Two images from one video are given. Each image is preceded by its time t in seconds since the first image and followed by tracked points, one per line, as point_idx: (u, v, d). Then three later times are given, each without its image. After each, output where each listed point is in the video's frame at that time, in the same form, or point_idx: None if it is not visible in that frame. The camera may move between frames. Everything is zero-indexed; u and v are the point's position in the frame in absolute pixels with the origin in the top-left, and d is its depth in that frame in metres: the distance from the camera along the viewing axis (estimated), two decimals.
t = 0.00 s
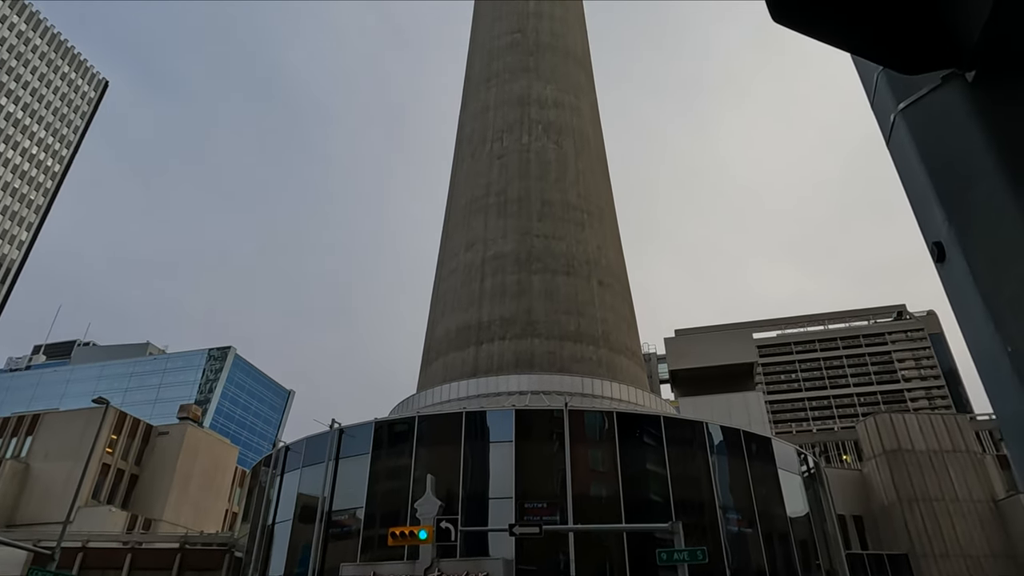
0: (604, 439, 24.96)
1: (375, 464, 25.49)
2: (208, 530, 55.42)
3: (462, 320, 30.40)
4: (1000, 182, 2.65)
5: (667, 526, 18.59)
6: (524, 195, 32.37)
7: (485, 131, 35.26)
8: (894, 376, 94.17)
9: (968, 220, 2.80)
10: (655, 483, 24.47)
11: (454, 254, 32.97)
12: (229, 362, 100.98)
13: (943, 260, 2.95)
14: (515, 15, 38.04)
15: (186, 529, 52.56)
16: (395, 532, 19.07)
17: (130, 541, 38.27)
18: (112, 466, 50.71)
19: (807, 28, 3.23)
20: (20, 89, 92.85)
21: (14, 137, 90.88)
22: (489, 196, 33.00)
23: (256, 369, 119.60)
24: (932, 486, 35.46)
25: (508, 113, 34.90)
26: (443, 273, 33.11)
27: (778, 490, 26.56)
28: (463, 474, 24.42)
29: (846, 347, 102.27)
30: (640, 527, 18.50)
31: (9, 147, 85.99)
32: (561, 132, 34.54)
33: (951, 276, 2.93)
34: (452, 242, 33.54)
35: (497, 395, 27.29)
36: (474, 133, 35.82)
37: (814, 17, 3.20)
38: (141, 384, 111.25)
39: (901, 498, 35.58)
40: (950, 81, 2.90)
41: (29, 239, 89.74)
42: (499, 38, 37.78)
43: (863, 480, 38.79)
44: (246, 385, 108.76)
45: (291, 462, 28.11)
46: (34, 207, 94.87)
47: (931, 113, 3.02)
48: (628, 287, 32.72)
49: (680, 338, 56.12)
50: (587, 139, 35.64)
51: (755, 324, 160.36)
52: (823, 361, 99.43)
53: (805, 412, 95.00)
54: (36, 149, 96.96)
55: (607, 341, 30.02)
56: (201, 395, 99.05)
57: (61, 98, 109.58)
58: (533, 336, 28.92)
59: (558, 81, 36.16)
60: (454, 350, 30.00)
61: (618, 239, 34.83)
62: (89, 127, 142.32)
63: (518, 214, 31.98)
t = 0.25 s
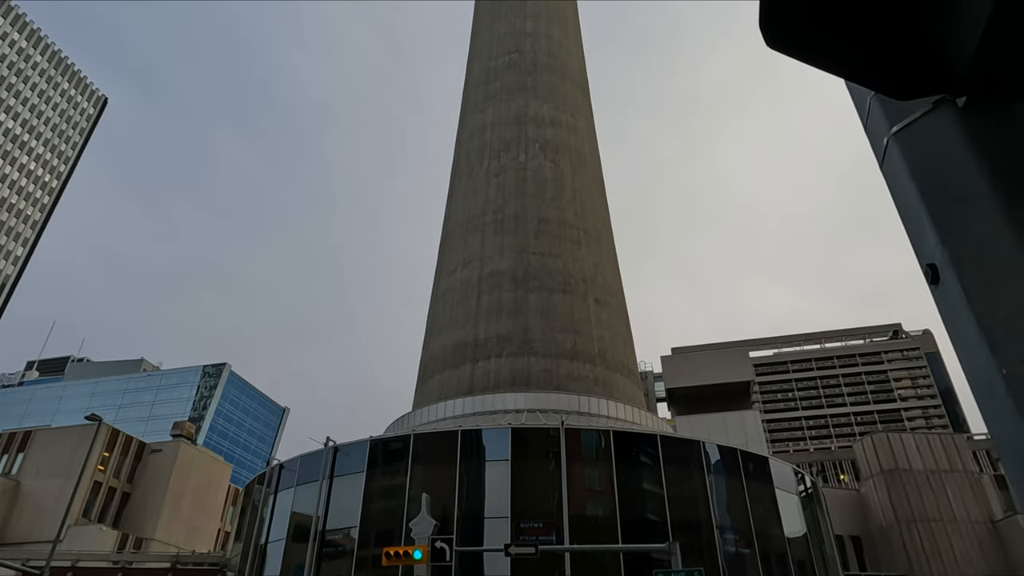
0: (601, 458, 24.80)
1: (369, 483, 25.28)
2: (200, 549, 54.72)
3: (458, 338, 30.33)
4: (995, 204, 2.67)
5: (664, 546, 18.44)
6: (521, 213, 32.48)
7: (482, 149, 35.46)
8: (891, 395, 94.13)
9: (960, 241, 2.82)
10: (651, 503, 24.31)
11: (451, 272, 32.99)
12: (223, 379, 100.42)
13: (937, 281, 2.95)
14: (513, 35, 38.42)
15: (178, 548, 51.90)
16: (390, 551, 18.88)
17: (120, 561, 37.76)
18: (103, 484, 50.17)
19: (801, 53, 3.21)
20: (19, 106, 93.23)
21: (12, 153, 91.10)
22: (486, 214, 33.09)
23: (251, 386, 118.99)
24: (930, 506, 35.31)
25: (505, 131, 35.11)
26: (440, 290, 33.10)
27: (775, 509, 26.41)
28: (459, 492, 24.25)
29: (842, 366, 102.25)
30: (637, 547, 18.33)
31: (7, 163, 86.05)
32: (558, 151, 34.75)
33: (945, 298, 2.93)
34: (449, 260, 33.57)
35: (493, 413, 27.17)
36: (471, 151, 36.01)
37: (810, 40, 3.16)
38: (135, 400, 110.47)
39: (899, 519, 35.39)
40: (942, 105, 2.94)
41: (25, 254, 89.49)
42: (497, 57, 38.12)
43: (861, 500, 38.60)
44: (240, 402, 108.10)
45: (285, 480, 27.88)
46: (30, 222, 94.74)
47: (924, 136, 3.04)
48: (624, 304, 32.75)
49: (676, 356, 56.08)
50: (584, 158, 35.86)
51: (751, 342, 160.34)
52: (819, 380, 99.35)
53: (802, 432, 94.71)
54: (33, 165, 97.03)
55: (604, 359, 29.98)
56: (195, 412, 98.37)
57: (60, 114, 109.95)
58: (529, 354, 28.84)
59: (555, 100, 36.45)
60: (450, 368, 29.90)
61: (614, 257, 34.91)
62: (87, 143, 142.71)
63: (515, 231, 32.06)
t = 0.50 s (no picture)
0: (598, 477, 24.62)
1: (364, 502, 25.06)
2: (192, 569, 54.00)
3: (455, 355, 30.24)
4: (989, 226, 2.69)
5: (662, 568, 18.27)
6: (518, 231, 32.55)
7: (480, 168, 35.62)
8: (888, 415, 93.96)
9: (956, 263, 2.84)
10: (649, 523, 24.11)
11: (447, 289, 32.98)
12: (218, 396, 99.83)
13: (933, 303, 2.95)
14: (511, 55, 38.77)
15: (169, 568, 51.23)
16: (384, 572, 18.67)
17: None
18: (95, 502, 49.63)
19: (797, 75, 3.26)
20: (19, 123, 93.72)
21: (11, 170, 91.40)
22: (484, 231, 33.16)
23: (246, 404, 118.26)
24: (929, 527, 35.09)
25: (503, 150, 35.31)
26: (437, 308, 33.05)
27: (774, 530, 26.21)
28: (454, 512, 24.04)
29: (839, 385, 102.10)
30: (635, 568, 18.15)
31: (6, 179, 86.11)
32: (555, 169, 34.93)
33: (942, 319, 2.93)
34: (446, 277, 33.59)
35: (489, 432, 27.01)
36: (469, 170, 36.18)
37: (804, 63, 3.22)
38: (129, 417, 109.64)
39: (898, 539, 35.12)
40: (934, 129, 2.98)
41: (21, 270, 89.22)
42: (495, 77, 38.44)
43: (859, 520, 38.35)
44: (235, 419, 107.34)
45: (279, 499, 27.63)
46: (27, 238, 94.63)
47: (917, 159, 3.07)
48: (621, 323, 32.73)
49: (673, 375, 55.99)
50: (581, 177, 36.05)
51: (748, 361, 160.08)
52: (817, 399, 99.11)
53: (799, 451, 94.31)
54: (31, 181, 97.10)
55: (601, 378, 29.89)
56: (189, 429, 97.64)
57: (60, 131, 110.46)
58: (526, 372, 28.74)
59: (553, 119, 36.72)
60: (447, 386, 29.78)
61: (611, 275, 34.94)
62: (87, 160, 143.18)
63: (512, 249, 32.12)
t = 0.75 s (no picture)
0: (595, 496, 24.43)
1: (359, 521, 24.82)
2: None
3: (452, 373, 30.14)
4: (980, 252, 2.74)
5: None
6: (515, 249, 32.61)
7: (478, 186, 35.76)
8: (886, 434, 93.69)
9: (947, 288, 2.86)
10: (647, 543, 23.89)
11: (445, 307, 32.94)
12: (213, 414, 99.13)
13: (926, 329, 2.98)
14: (510, 75, 39.07)
15: None
16: None
17: None
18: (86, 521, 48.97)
19: (792, 105, 3.30)
20: (19, 140, 94.14)
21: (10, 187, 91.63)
22: (481, 249, 33.22)
23: (241, 421, 117.44)
24: (928, 548, 34.85)
25: (501, 169, 35.51)
26: (434, 325, 32.98)
27: (772, 551, 26.00)
28: (450, 532, 23.82)
29: (837, 404, 101.85)
30: None
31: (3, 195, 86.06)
32: (553, 188, 35.10)
33: (935, 345, 2.95)
34: (443, 295, 33.57)
35: (486, 451, 26.86)
36: (467, 188, 36.31)
37: (799, 93, 3.25)
38: (122, 435, 108.71)
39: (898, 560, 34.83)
40: (925, 157, 3.06)
41: (16, 286, 88.82)
42: (493, 97, 38.71)
43: (858, 541, 38.04)
44: (229, 438, 106.52)
45: (273, 518, 27.37)
46: (23, 254, 94.32)
47: (909, 185, 3.14)
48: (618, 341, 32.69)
49: (671, 394, 55.83)
50: (579, 196, 36.21)
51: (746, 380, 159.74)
52: (814, 418, 98.77)
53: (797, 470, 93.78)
54: (29, 197, 97.01)
55: (598, 396, 29.79)
56: (183, 447, 96.87)
57: (59, 148, 110.85)
58: (523, 391, 28.62)
59: (550, 138, 36.98)
60: (443, 404, 29.63)
61: (608, 293, 34.95)
62: (85, 177, 143.51)
63: (509, 267, 32.14)
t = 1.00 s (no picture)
0: (592, 516, 24.24)
1: (354, 541, 24.59)
2: None
3: (449, 391, 30.01)
4: (974, 276, 2.77)
5: None
6: (513, 266, 32.62)
7: (475, 204, 35.86)
8: (885, 453, 93.29)
9: (942, 312, 2.87)
10: (644, 564, 23.68)
11: (442, 324, 32.90)
12: (208, 431, 98.37)
13: (921, 352, 2.98)
14: (508, 94, 39.35)
15: None
16: None
17: None
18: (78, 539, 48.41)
19: (786, 126, 3.36)
20: (18, 156, 94.32)
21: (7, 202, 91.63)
22: (479, 266, 33.25)
23: (236, 439, 116.54)
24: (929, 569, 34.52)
25: (499, 187, 35.65)
26: (431, 343, 32.91)
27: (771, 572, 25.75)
28: (446, 552, 23.61)
29: (835, 423, 101.51)
30: None
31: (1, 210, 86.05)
32: (550, 206, 35.23)
33: (930, 368, 2.95)
34: (440, 312, 33.54)
35: (482, 469, 26.71)
36: (465, 205, 36.43)
37: (793, 115, 3.31)
38: (115, 452, 107.73)
39: None
40: (916, 182, 3.10)
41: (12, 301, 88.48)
42: (491, 115, 38.96)
43: (858, 562, 37.70)
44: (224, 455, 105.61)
45: (268, 537, 27.09)
46: (20, 269, 94.08)
47: (902, 209, 3.17)
48: (615, 359, 32.64)
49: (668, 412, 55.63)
50: (576, 213, 36.33)
51: (744, 398, 159.24)
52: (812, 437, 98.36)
53: (796, 490, 93.22)
54: (26, 212, 96.97)
55: (596, 415, 29.67)
56: (177, 464, 96.01)
57: (58, 164, 111.22)
58: (520, 408, 28.48)
59: (548, 157, 37.19)
60: (440, 422, 29.49)
61: (605, 311, 34.94)
62: (85, 193, 143.99)
63: (507, 284, 32.13)
